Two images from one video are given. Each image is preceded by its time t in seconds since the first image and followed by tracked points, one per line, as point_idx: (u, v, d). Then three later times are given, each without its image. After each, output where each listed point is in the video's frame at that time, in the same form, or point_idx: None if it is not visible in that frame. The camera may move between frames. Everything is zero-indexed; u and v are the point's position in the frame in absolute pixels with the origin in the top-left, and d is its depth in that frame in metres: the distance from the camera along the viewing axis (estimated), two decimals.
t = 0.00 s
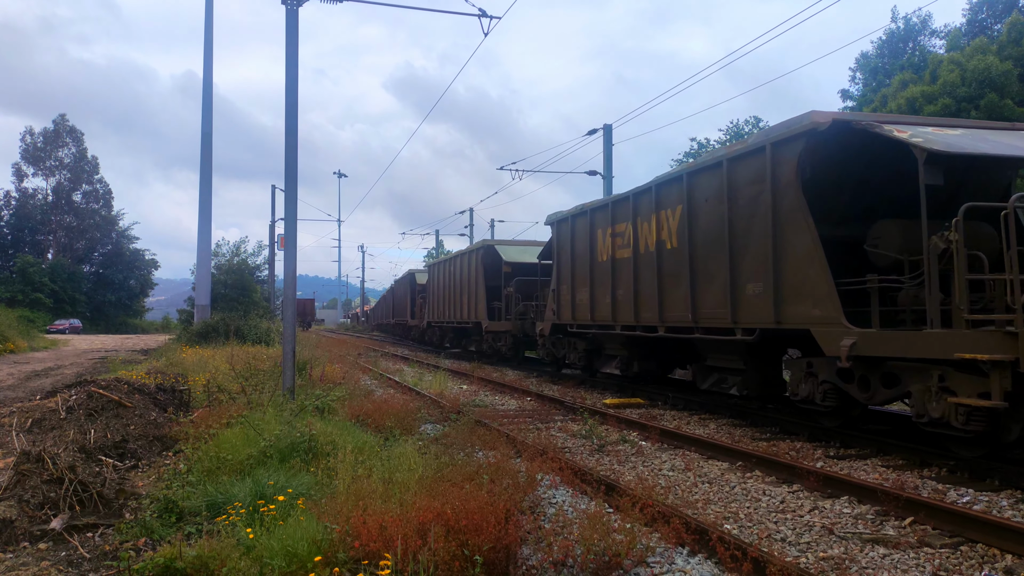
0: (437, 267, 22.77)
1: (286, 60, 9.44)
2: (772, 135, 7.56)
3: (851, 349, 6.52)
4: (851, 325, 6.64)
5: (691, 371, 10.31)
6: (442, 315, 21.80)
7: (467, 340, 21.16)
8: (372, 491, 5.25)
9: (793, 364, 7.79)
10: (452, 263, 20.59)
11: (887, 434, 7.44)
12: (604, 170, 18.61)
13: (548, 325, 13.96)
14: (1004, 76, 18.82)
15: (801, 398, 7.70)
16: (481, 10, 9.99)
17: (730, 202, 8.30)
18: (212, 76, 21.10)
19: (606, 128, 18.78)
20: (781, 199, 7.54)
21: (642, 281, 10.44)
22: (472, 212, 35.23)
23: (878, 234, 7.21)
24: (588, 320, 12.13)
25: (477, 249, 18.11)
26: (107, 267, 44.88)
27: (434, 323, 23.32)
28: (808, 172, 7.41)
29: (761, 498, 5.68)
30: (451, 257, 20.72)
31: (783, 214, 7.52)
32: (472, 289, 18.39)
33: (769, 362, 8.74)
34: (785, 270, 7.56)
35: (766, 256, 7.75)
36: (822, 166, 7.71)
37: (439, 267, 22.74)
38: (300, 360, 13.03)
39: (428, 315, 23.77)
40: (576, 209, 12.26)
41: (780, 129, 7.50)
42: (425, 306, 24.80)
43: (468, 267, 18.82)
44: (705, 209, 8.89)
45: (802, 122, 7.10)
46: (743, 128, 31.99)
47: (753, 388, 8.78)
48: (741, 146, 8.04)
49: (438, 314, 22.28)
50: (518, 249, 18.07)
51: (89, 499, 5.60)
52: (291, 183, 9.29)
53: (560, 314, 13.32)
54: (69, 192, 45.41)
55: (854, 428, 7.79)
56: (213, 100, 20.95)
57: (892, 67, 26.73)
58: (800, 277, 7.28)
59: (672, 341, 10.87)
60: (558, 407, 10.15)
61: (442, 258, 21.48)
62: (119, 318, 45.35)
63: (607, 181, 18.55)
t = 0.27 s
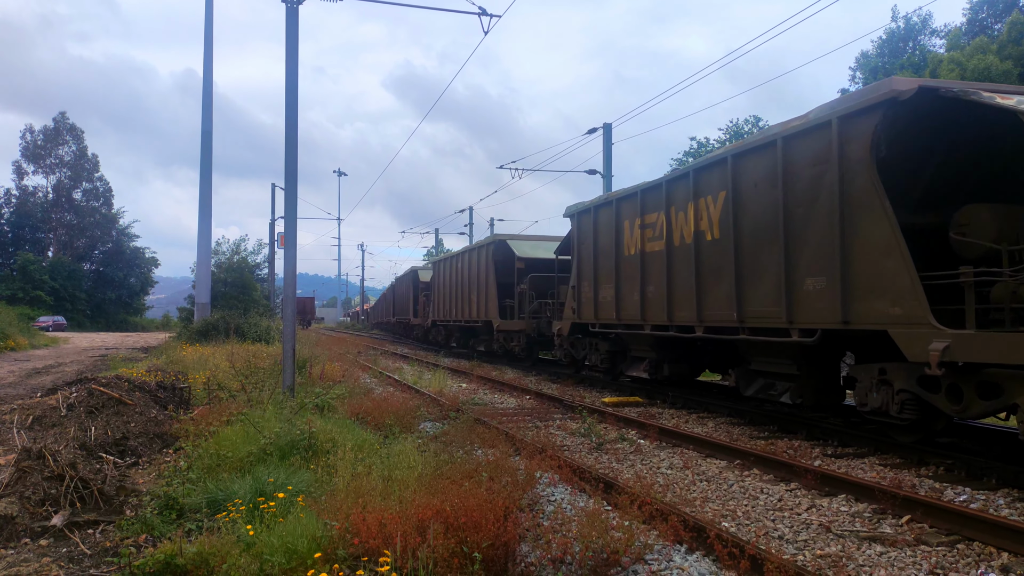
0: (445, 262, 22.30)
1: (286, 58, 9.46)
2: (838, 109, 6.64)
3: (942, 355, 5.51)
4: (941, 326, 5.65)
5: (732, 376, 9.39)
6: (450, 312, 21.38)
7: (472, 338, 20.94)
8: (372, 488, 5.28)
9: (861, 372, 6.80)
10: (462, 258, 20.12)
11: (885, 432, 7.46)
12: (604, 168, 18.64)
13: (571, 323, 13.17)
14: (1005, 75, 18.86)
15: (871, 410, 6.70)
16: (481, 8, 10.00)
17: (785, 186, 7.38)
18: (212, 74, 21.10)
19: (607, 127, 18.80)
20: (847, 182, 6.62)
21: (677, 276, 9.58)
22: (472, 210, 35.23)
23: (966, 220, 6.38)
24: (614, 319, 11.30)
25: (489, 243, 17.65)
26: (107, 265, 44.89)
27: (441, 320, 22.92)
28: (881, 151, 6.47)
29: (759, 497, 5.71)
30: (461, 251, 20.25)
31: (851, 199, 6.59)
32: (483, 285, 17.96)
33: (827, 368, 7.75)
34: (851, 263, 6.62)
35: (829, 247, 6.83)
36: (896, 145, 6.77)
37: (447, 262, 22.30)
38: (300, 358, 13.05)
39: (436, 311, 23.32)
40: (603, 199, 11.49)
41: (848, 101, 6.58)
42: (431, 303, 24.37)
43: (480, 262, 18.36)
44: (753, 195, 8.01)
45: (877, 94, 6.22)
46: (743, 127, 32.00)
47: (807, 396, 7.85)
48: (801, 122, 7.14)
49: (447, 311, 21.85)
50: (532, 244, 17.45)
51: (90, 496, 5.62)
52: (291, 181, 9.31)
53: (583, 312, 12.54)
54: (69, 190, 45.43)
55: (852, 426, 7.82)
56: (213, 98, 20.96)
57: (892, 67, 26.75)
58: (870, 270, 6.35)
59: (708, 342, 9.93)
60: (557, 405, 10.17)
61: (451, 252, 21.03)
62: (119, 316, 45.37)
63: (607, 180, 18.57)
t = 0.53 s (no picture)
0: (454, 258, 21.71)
1: (286, 56, 9.44)
2: (928, 72, 5.73)
3: None
4: None
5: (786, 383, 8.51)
6: (460, 310, 20.83)
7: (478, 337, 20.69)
8: (372, 487, 5.26)
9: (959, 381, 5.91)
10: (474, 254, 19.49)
11: (886, 431, 7.45)
12: (605, 166, 18.62)
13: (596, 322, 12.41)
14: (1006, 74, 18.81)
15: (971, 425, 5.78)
16: (482, 6, 9.98)
17: (858, 166, 6.48)
18: (212, 72, 21.07)
19: (608, 125, 18.77)
20: (937, 157, 5.70)
21: (722, 270, 8.75)
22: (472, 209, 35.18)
23: None
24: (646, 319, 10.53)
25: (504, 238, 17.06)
26: (106, 263, 44.87)
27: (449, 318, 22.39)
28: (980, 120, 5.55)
29: (761, 496, 5.69)
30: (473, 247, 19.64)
31: (942, 177, 5.66)
32: (498, 282, 17.37)
33: (903, 376, 6.87)
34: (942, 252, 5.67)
35: (914, 233, 5.91)
36: (995, 116, 5.83)
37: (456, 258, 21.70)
38: (300, 356, 13.03)
39: (445, 310, 22.73)
40: (632, 186, 10.78)
41: (941, 64, 5.67)
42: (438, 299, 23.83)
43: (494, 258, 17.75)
44: (814, 177, 7.14)
45: (980, 52, 5.31)
46: (744, 126, 31.95)
47: (880, 407, 6.97)
48: (880, 91, 6.24)
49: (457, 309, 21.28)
50: (548, 238, 16.80)
51: (89, 495, 5.61)
52: (291, 179, 9.28)
53: (610, 311, 11.80)
54: (69, 188, 45.41)
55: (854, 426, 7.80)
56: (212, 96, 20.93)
57: (893, 65, 26.68)
58: (965, 257, 5.43)
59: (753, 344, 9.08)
60: (557, 404, 10.15)
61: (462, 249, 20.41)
62: (119, 315, 45.37)
63: (607, 178, 18.55)
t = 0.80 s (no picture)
0: (464, 253, 20.92)
1: (287, 54, 9.43)
2: None
3: None
4: None
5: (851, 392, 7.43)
6: (470, 308, 20.03)
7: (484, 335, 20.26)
8: (373, 485, 5.27)
9: None
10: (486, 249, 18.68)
11: (887, 430, 7.46)
12: (606, 165, 18.61)
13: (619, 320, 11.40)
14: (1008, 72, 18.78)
15: None
16: (484, 4, 9.97)
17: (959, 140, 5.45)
18: (212, 69, 21.06)
19: (608, 123, 18.75)
20: None
21: (777, 264, 7.69)
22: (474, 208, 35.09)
23: None
24: (682, 318, 9.51)
25: (517, 231, 16.25)
26: (107, 261, 44.84)
27: (457, 316, 21.62)
28: None
29: (761, 494, 5.70)
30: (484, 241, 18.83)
31: None
32: (511, 278, 16.56)
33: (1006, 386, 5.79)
34: None
35: None
36: None
37: (465, 254, 20.93)
38: (300, 354, 13.03)
39: (454, 308, 21.89)
40: (664, 170, 9.80)
41: None
42: (446, 297, 23.05)
43: (507, 252, 16.95)
44: (896, 154, 6.10)
45: None
46: (745, 124, 31.90)
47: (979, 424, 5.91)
48: (991, 48, 5.22)
49: (466, 307, 20.48)
50: (568, 231, 15.80)
51: (90, 492, 5.62)
52: (291, 177, 9.28)
53: (638, 310, 10.79)
54: (69, 185, 45.38)
55: (855, 424, 7.80)
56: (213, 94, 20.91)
57: (894, 63, 26.62)
58: None
59: (807, 349, 8.03)
60: (558, 402, 10.15)
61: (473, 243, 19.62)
62: (119, 312, 45.33)
63: (608, 176, 18.54)
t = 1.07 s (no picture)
0: (474, 248, 20.02)
1: (287, 52, 9.42)
2: None
3: None
4: None
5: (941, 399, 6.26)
6: (481, 305, 19.13)
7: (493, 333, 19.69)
8: (374, 483, 5.27)
9: None
10: (498, 243, 17.75)
11: (888, 428, 7.47)
12: (607, 162, 18.59)
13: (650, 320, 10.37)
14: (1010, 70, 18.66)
15: None
16: (485, 2, 9.98)
17: None
18: (212, 68, 21.04)
19: (609, 121, 18.73)
20: None
21: (848, 255, 6.66)
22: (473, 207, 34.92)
23: None
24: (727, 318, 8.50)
25: (532, 224, 15.33)
26: (108, 259, 44.87)
27: (467, 314, 20.78)
28: None
29: (762, 492, 5.69)
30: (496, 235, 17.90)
31: None
32: (527, 274, 15.67)
33: None
34: None
35: None
36: None
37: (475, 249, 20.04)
38: (301, 353, 13.04)
39: (463, 305, 20.99)
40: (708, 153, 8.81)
41: None
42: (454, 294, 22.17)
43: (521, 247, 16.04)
44: (1009, 120, 5.04)
45: None
46: (746, 121, 31.83)
47: None
48: None
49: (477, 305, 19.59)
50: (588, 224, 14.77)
51: (91, 491, 5.63)
52: (292, 175, 9.27)
53: (671, 308, 9.79)
54: (70, 184, 45.40)
55: (855, 422, 7.82)
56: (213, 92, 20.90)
57: (897, 60, 26.53)
58: None
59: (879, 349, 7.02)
60: (559, 400, 10.15)
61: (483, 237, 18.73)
62: (121, 311, 45.36)
63: (608, 174, 18.53)
